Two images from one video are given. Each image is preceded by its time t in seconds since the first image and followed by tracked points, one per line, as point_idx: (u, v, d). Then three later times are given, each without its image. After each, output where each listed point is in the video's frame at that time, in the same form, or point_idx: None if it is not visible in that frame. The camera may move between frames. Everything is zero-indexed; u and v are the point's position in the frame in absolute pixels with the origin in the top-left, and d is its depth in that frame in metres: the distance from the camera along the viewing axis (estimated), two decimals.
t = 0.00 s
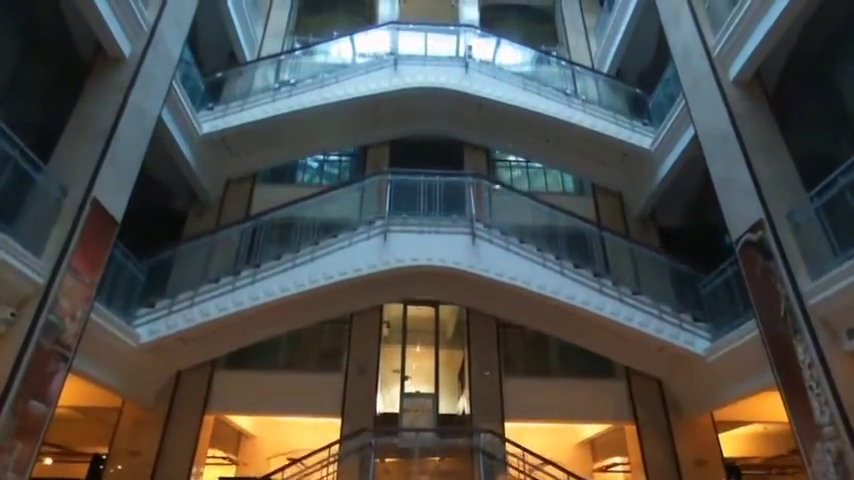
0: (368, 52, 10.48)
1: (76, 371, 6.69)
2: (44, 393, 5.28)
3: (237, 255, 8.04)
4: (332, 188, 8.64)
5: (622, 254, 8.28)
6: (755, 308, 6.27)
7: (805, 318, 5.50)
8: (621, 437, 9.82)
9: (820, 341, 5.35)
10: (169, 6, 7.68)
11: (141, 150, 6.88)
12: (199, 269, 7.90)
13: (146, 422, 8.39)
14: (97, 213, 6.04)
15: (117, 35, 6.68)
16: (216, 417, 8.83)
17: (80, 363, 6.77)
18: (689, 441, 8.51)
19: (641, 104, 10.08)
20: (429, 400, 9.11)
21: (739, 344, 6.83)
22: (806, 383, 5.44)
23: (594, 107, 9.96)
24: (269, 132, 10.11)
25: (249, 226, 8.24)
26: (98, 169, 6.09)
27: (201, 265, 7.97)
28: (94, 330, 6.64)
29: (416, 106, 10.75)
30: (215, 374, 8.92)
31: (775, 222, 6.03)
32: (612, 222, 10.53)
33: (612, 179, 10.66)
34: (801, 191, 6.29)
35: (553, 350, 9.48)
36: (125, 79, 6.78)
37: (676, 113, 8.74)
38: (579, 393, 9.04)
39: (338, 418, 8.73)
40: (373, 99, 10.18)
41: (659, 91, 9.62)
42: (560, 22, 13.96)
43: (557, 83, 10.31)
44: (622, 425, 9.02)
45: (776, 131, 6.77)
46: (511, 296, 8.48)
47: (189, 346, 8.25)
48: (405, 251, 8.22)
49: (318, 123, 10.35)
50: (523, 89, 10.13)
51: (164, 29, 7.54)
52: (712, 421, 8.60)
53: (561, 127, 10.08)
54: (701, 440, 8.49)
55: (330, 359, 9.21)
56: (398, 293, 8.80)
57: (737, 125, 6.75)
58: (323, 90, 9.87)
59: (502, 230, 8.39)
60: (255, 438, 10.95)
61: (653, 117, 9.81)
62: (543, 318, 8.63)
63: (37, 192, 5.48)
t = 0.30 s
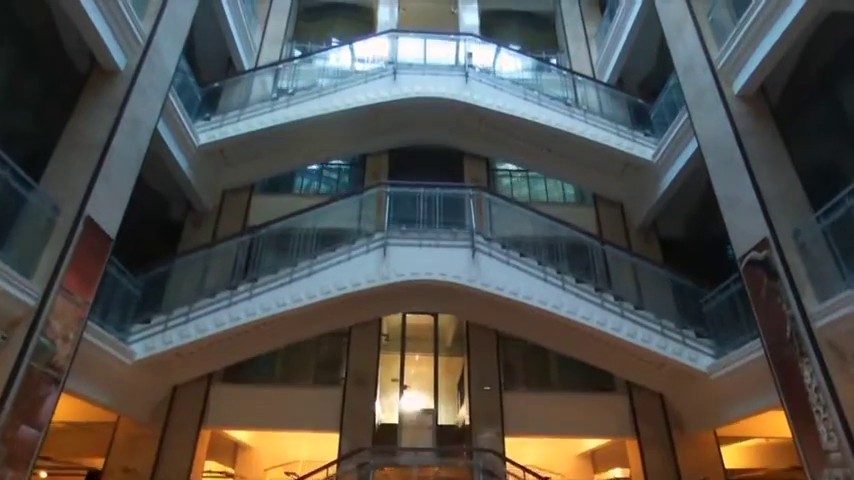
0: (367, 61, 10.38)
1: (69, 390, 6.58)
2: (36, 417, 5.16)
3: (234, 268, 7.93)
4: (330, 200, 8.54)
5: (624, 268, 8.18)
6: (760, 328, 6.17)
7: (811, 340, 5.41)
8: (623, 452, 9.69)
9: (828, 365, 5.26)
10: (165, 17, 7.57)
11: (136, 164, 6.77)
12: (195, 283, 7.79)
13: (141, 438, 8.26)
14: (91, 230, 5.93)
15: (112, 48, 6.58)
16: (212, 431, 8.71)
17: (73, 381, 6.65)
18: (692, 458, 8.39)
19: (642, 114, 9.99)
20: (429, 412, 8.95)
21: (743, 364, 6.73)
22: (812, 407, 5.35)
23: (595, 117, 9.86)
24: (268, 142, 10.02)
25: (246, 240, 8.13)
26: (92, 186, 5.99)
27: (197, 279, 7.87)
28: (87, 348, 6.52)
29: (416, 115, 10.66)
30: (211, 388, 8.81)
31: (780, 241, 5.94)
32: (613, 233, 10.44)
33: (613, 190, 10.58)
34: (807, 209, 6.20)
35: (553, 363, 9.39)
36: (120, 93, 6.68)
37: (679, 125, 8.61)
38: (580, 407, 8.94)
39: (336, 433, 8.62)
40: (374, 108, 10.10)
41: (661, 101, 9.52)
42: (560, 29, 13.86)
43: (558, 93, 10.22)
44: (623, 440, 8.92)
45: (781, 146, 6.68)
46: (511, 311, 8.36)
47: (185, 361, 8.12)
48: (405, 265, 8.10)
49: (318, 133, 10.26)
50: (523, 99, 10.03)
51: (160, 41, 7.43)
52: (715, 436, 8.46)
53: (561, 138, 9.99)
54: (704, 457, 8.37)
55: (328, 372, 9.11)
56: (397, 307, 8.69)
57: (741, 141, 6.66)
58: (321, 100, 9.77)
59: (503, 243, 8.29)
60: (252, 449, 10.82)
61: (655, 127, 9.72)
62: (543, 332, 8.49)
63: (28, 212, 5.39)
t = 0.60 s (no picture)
0: (366, 71, 10.25)
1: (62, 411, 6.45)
2: (26, 445, 5.03)
3: (231, 284, 7.81)
4: (329, 213, 8.42)
5: (626, 283, 8.08)
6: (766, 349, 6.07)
7: (821, 364, 5.32)
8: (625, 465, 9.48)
9: (838, 391, 5.15)
10: (161, 29, 7.45)
11: (130, 181, 6.64)
12: (191, 299, 7.67)
13: (136, 456, 8.12)
14: (84, 249, 5.81)
15: (107, 62, 6.46)
16: (208, 447, 8.58)
17: (66, 402, 6.51)
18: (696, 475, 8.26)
19: (645, 125, 9.88)
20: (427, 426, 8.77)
21: (749, 384, 6.64)
22: (821, 433, 5.24)
23: (597, 129, 9.75)
24: (266, 153, 9.90)
25: (242, 255, 8.01)
26: (85, 205, 5.88)
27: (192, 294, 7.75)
28: (79, 368, 6.38)
29: (416, 125, 10.55)
30: (208, 403, 8.68)
31: (787, 262, 5.84)
32: (615, 244, 10.33)
33: (615, 201, 10.48)
34: (813, 229, 6.11)
35: (554, 377, 9.29)
36: (114, 108, 6.55)
37: (682, 137, 8.49)
38: (582, 423, 8.83)
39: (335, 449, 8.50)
40: (373, 119, 9.98)
41: (663, 112, 9.41)
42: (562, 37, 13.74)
43: (559, 103, 10.10)
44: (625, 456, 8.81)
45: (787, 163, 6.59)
46: (512, 327, 8.22)
47: (181, 378, 7.98)
48: (405, 280, 7.98)
49: (317, 143, 10.15)
50: (524, 109, 9.91)
51: (155, 54, 7.30)
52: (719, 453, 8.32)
53: (563, 149, 9.87)
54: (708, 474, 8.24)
55: (327, 387, 8.99)
56: (396, 322, 8.55)
57: (747, 157, 6.56)
58: (320, 110, 9.64)
59: (504, 258, 8.17)
60: (249, 462, 10.63)
61: (657, 139, 9.61)
62: (545, 348, 8.36)
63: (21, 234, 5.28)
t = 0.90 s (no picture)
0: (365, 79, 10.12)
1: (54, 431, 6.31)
2: (15, 472, 4.88)
3: (227, 297, 7.69)
4: (327, 225, 8.30)
5: (629, 297, 7.96)
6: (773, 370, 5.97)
7: (830, 388, 5.23)
8: None
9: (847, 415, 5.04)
10: (156, 40, 7.32)
11: (124, 196, 6.51)
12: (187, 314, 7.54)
13: (130, 473, 7.98)
14: (76, 268, 5.67)
15: (100, 75, 6.32)
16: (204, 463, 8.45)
17: (58, 421, 6.37)
18: None
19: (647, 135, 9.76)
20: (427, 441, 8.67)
21: (754, 403, 6.54)
22: (831, 458, 5.13)
23: (599, 139, 9.64)
24: (263, 163, 9.77)
25: (239, 268, 7.88)
26: (78, 222, 5.74)
27: (189, 308, 7.63)
28: (71, 388, 6.23)
29: (416, 133, 10.43)
30: (204, 419, 8.55)
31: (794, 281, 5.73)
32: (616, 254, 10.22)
33: (617, 211, 10.36)
34: (820, 247, 6.01)
35: (555, 391, 9.18)
36: (108, 121, 6.42)
37: (685, 150, 8.37)
38: (583, 438, 8.71)
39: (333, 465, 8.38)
40: (373, 128, 9.86)
41: (666, 123, 9.29)
42: (563, 43, 13.62)
43: (560, 112, 9.99)
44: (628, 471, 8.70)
45: (794, 179, 6.48)
46: (513, 342, 8.09)
47: (176, 394, 7.85)
48: (404, 294, 7.86)
49: (316, 153, 10.02)
50: (525, 119, 9.79)
51: (150, 65, 7.18)
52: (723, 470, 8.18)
53: (564, 159, 9.76)
54: None
55: (325, 401, 8.87)
56: (396, 336, 8.42)
57: (753, 173, 6.45)
58: (319, 120, 9.51)
59: (505, 271, 8.05)
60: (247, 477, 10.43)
61: (660, 149, 9.49)
62: (547, 364, 8.22)
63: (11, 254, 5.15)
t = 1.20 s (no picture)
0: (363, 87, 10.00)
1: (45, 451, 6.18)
2: None
3: (223, 311, 7.57)
4: (325, 237, 8.18)
5: (630, 311, 7.86)
6: (777, 389, 5.86)
7: (837, 411, 5.13)
8: None
9: None
10: (151, 50, 7.19)
11: (117, 210, 6.38)
12: (181, 329, 7.42)
13: None
14: (67, 285, 5.55)
15: (92, 86, 6.19)
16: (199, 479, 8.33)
17: (48, 441, 6.24)
18: None
19: (649, 145, 9.64)
20: (426, 456, 8.56)
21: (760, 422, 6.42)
22: None
23: (600, 149, 9.53)
24: (260, 172, 9.65)
25: (234, 282, 7.77)
26: (69, 240, 5.64)
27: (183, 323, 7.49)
28: (61, 407, 6.10)
29: (415, 142, 10.33)
30: (200, 433, 8.43)
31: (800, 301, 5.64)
32: (617, 265, 10.12)
33: (618, 222, 10.25)
34: (826, 265, 5.91)
35: (555, 405, 9.07)
36: (100, 135, 6.29)
37: (687, 162, 8.27)
38: (584, 453, 8.59)
39: None
40: (371, 137, 9.74)
41: (667, 133, 9.16)
42: (563, 50, 13.51)
43: (560, 121, 9.88)
44: None
45: (799, 194, 6.37)
46: (513, 358, 7.96)
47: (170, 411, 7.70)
48: (402, 308, 7.73)
49: (313, 162, 9.91)
50: (525, 128, 9.68)
51: (144, 76, 7.05)
52: None
53: (565, 169, 9.65)
54: None
55: (322, 416, 8.74)
56: (394, 350, 8.28)
57: (757, 189, 6.34)
58: (316, 129, 9.38)
59: (505, 284, 7.93)
60: None
61: (661, 159, 9.38)
62: (548, 379, 8.08)
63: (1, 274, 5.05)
